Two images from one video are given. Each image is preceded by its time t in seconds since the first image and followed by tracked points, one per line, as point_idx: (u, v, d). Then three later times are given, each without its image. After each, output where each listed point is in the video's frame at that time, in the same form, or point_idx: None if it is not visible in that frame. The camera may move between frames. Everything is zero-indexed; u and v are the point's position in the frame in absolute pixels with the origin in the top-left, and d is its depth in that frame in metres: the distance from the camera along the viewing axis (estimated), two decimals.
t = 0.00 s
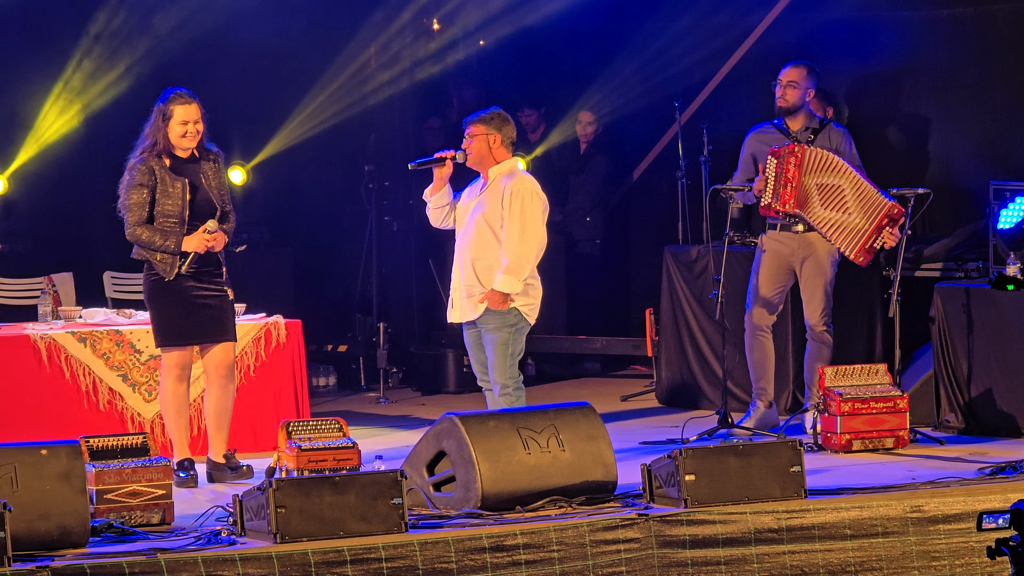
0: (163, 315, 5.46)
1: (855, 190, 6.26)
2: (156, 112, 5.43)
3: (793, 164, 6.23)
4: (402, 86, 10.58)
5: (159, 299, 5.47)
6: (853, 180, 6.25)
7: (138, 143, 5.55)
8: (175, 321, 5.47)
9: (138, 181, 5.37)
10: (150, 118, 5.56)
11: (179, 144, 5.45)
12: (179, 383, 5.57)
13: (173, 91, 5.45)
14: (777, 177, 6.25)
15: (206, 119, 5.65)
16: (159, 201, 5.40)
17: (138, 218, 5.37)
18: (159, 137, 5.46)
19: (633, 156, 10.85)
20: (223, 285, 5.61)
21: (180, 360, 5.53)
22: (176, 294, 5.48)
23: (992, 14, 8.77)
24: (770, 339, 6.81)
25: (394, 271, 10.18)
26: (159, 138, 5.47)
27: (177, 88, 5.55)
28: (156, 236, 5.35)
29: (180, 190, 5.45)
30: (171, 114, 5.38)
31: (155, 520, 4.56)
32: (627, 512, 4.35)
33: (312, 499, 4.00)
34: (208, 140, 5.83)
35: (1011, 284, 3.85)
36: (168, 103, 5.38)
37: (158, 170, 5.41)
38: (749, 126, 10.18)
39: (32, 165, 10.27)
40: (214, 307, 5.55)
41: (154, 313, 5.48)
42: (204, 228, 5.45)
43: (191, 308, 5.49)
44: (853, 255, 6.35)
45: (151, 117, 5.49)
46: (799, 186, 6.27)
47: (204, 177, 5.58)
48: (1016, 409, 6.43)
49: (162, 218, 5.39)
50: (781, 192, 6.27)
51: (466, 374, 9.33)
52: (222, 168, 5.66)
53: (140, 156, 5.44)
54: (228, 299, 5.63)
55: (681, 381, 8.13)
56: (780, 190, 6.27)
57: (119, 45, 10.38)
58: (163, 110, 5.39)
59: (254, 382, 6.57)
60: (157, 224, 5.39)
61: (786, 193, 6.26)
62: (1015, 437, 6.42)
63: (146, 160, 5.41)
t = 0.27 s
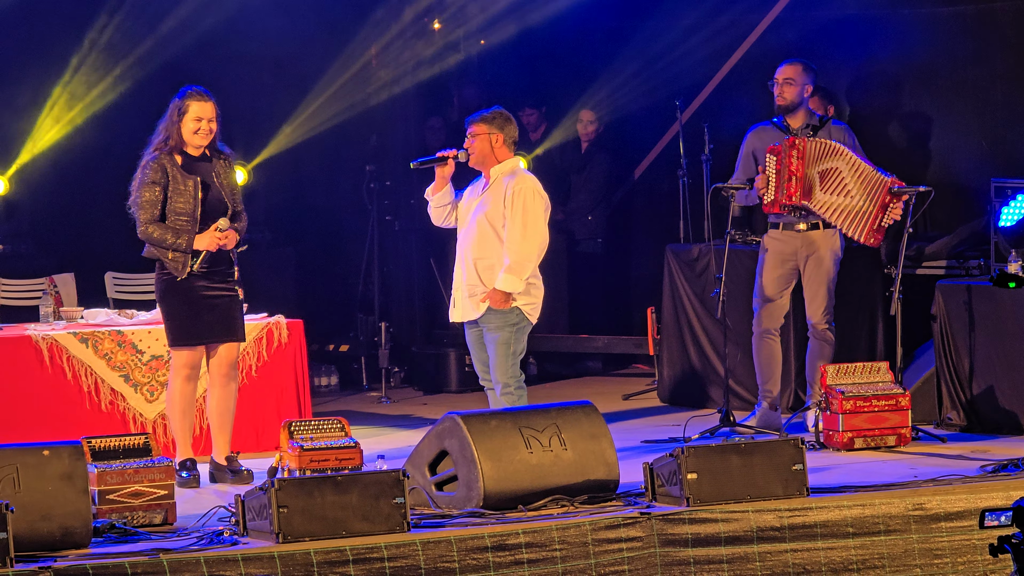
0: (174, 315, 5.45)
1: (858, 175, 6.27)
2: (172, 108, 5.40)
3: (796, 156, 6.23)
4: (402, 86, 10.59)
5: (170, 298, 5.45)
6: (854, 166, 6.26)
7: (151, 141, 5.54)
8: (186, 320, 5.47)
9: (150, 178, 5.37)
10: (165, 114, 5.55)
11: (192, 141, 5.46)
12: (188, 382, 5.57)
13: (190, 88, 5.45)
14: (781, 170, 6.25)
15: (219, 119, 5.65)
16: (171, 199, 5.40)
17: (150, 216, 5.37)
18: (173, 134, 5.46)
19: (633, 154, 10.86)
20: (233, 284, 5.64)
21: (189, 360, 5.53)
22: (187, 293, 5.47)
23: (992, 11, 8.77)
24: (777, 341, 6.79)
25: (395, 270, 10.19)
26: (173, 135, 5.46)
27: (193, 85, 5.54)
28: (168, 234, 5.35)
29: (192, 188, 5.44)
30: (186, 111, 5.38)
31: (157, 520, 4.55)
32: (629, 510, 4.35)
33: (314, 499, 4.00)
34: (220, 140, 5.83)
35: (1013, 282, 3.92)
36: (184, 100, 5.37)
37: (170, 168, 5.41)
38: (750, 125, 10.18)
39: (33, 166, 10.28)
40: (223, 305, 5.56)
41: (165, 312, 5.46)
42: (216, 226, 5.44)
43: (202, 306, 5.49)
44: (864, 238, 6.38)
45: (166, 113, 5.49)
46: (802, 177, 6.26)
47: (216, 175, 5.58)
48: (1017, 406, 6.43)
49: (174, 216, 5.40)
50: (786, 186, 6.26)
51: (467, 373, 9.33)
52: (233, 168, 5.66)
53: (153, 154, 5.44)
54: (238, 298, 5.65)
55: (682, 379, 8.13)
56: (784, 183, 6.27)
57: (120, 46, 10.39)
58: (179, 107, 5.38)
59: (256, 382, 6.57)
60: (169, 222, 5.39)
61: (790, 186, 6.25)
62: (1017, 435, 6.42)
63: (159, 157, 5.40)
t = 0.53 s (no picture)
0: (186, 313, 5.44)
1: (851, 160, 6.35)
2: (185, 105, 5.43)
3: (793, 157, 6.25)
4: (404, 86, 10.59)
5: (180, 296, 5.45)
6: (844, 151, 6.36)
7: (164, 139, 5.57)
8: (198, 318, 5.46)
9: (161, 176, 5.38)
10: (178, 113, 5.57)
11: (204, 139, 5.47)
12: (196, 383, 5.56)
13: (203, 87, 5.47)
14: (779, 172, 6.28)
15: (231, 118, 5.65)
16: (183, 197, 5.39)
17: (162, 214, 5.38)
18: (184, 132, 5.48)
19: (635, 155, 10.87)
20: (245, 282, 5.63)
21: (200, 359, 5.50)
22: (198, 291, 5.46)
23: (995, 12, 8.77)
24: (778, 341, 6.79)
25: (395, 270, 10.20)
26: (184, 133, 5.47)
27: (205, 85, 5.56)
28: (180, 231, 5.35)
29: (203, 185, 5.44)
30: (198, 109, 5.40)
31: (158, 519, 4.56)
32: (630, 510, 4.34)
33: (315, 498, 4.00)
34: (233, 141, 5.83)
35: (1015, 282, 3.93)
36: (196, 98, 5.39)
37: (181, 166, 5.41)
38: (752, 125, 10.19)
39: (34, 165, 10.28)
40: (235, 303, 5.56)
41: (175, 310, 5.46)
42: (228, 223, 5.44)
43: (214, 304, 5.49)
44: (880, 218, 6.40)
45: (179, 112, 5.51)
46: (802, 178, 6.26)
47: (228, 173, 5.57)
48: (1018, 407, 6.43)
49: (186, 213, 5.39)
50: (785, 188, 6.29)
51: (469, 373, 9.33)
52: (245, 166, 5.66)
53: (164, 152, 5.45)
54: (249, 296, 5.64)
55: (683, 379, 8.12)
56: (784, 185, 6.29)
57: (122, 45, 10.39)
58: (191, 104, 5.40)
59: (258, 381, 6.57)
60: (181, 220, 5.39)
61: (790, 185, 6.27)
62: (1018, 435, 6.42)
63: (170, 155, 5.41)
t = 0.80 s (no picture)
0: (186, 316, 5.44)
1: (835, 147, 6.34)
2: (196, 108, 5.47)
3: (793, 159, 6.32)
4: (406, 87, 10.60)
5: (182, 298, 5.47)
6: (827, 141, 6.36)
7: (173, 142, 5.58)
8: (199, 321, 5.44)
9: (164, 178, 5.38)
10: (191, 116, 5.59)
11: (210, 143, 5.46)
12: (203, 385, 5.54)
13: (216, 92, 5.47)
14: (779, 174, 6.35)
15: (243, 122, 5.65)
16: (185, 199, 5.41)
17: (165, 215, 5.40)
18: (193, 135, 5.48)
19: (636, 156, 10.87)
20: (247, 287, 5.62)
21: (206, 360, 5.48)
22: (199, 293, 5.46)
23: (996, 14, 8.78)
24: (778, 342, 6.79)
25: (395, 270, 10.20)
26: (193, 136, 5.48)
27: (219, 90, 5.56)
28: (181, 234, 5.36)
29: (206, 189, 5.44)
30: (206, 113, 5.40)
31: (159, 521, 4.55)
32: (631, 512, 4.34)
33: (316, 499, 4.00)
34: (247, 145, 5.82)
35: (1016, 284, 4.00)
36: (207, 103, 5.40)
37: (185, 168, 5.41)
38: (753, 127, 10.19)
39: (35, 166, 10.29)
40: (236, 306, 5.55)
41: (179, 313, 5.47)
42: (227, 227, 5.46)
43: (215, 308, 5.47)
44: (885, 188, 6.26)
45: (191, 115, 5.52)
46: (801, 179, 6.33)
47: (234, 178, 5.57)
48: (1019, 408, 6.42)
49: (188, 216, 5.42)
50: (785, 189, 6.35)
51: (469, 374, 9.33)
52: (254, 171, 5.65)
53: (171, 154, 5.46)
54: (252, 301, 5.64)
55: (684, 381, 8.13)
56: (783, 188, 6.36)
57: (123, 46, 10.41)
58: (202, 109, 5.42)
59: (258, 382, 6.58)
60: (183, 222, 5.42)
61: (790, 188, 6.33)
62: (1018, 437, 6.41)
63: (175, 157, 5.42)
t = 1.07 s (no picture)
0: (182, 318, 5.46)
1: (818, 140, 6.31)
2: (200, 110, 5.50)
3: (790, 161, 6.34)
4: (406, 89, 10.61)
5: (178, 301, 5.48)
6: (809, 136, 6.34)
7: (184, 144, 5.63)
8: (195, 323, 5.46)
9: (165, 178, 5.43)
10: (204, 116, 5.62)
11: (211, 146, 5.47)
12: (201, 387, 5.54)
13: (221, 94, 5.49)
14: (777, 176, 6.38)
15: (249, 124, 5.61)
16: (183, 201, 5.44)
17: (164, 215, 5.45)
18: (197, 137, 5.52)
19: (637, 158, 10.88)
20: (246, 291, 5.58)
21: (202, 361, 5.49)
22: (192, 295, 5.46)
23: (996, 16, 8.78)
24: (779, 344, 6.79)
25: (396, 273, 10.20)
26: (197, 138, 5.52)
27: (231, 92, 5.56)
28: (176, 235, 5.40)
29: (203, 191, 5.44)
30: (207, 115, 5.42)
31: (160, 523, 4.53)
32: (631, 514, 4.34)
33: (316, 502, 4.00)
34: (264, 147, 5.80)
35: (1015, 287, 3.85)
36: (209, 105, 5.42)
37: (185, 169, 5.44)
38: (753, 129, 10.20)
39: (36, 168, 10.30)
40: (233, 310, 5.53)
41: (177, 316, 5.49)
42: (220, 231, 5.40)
43: (212, 311, 5.47)
44: (871, 165, 6.14)
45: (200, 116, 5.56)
46: (798, 180, 6.33)
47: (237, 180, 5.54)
48: (1020, 410, 6.43)
49: (185, 217, 5.45)
50: (782, 191, 6.38)
51: (470, 377, 9.33)
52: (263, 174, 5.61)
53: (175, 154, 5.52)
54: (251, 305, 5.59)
55: (685, 384, 8.12)
56: (781, 192, 6.38)
57: (123, 49, 10.42)
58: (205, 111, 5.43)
59: (259, 385, 6.58)
60: (181, 223, 5.45)
61: (787, 189, 6.35)
62: (1019, 438, 6.41)
63: (177, 158, 5.46)
